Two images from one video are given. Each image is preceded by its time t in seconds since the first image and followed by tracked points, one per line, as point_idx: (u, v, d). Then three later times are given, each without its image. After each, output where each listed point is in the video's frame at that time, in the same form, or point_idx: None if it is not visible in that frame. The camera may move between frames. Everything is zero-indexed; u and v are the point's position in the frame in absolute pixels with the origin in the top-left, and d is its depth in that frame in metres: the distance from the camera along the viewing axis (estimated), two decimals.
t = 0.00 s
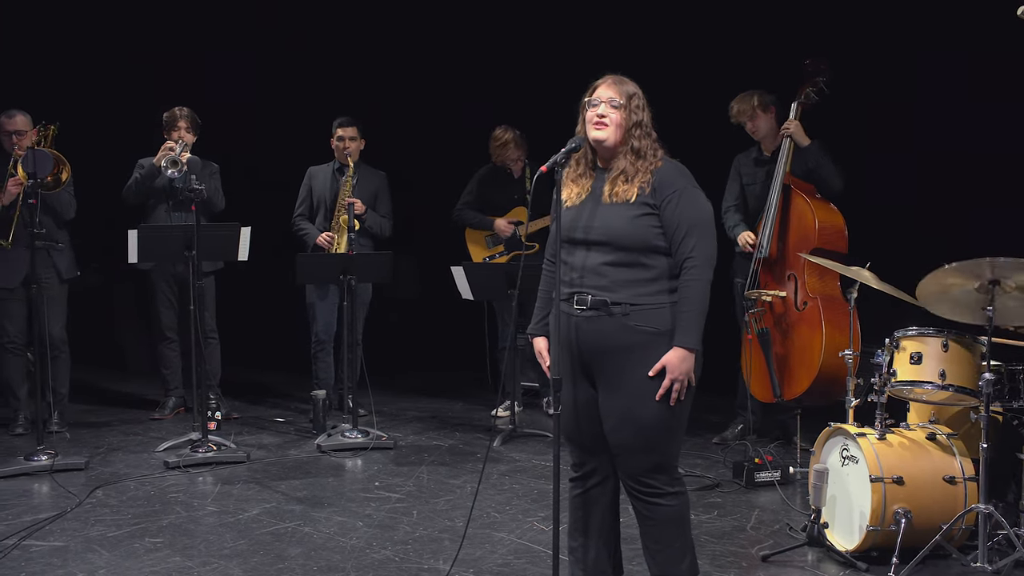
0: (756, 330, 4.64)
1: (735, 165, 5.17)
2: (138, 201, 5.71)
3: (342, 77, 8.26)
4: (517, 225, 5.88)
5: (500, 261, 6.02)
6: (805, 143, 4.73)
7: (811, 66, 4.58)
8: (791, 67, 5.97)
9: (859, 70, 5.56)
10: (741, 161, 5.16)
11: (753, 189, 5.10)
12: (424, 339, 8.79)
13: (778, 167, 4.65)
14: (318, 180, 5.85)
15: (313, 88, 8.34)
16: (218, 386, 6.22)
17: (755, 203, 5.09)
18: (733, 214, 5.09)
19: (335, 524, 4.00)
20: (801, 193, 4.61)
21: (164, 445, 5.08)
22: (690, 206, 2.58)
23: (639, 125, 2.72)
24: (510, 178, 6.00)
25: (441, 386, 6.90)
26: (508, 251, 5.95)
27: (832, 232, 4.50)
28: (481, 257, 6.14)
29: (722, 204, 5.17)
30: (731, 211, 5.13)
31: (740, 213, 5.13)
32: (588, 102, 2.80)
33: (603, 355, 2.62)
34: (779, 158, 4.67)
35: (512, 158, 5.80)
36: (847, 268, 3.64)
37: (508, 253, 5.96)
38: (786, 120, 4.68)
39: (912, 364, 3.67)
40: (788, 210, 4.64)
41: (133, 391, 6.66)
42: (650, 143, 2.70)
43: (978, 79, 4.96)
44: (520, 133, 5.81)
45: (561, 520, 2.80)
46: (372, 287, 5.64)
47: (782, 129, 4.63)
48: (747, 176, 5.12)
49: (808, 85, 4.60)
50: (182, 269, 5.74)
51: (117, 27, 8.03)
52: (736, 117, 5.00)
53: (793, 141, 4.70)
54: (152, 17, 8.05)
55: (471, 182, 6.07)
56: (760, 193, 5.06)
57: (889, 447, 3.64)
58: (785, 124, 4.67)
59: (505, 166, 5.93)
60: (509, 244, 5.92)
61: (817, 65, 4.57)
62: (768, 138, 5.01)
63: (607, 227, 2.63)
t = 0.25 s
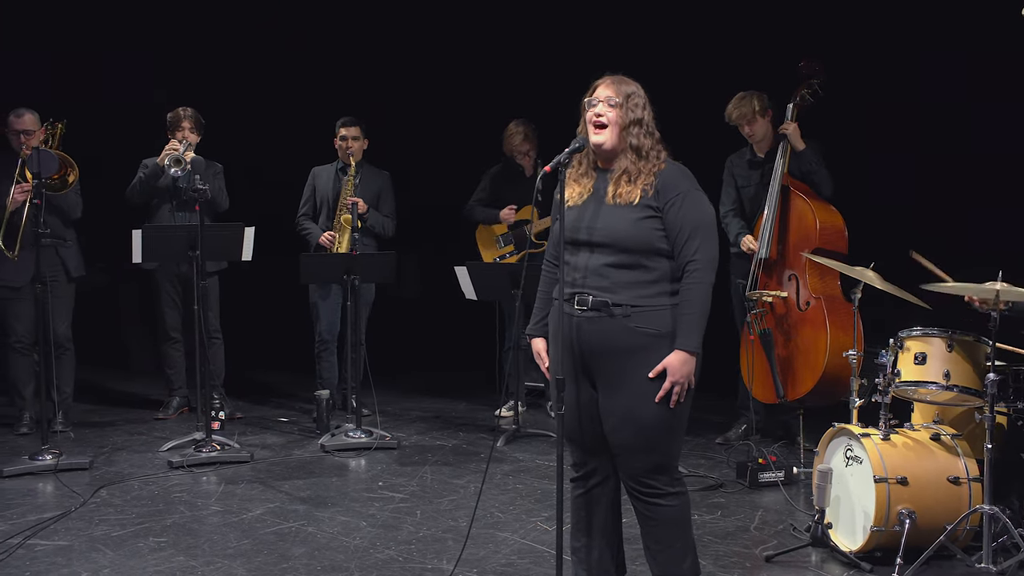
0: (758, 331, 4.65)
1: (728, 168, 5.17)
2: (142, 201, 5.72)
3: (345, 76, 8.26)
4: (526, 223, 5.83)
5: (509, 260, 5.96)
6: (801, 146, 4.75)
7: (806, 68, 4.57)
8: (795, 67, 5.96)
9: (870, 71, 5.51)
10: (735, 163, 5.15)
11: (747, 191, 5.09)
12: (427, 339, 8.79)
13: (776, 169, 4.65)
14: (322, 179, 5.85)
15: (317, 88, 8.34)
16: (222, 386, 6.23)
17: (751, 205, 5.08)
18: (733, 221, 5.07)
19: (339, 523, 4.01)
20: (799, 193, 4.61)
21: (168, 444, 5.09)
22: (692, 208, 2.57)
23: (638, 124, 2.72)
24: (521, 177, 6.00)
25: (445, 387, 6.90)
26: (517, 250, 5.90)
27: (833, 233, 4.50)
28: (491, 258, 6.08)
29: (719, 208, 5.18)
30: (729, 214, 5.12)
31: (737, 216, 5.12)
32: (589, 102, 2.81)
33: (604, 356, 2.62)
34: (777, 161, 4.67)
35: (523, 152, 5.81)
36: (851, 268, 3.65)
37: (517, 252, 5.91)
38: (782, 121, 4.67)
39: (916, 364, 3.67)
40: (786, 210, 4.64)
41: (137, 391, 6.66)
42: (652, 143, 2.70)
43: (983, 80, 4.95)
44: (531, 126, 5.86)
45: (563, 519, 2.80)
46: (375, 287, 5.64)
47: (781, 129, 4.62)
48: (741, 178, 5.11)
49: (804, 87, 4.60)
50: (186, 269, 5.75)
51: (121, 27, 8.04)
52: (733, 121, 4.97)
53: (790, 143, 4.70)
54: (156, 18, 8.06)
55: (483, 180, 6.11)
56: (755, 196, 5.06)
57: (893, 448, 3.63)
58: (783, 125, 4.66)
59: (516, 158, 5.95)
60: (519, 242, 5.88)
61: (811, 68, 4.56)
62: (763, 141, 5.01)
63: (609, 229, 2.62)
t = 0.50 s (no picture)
0: (760, 332, 4.65)
1: (725, 168, 5.16)
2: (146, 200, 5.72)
3: (348, 76, 8.26)
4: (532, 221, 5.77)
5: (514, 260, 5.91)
6: (805, 147, 4.72)
7: (804, 69, 4.54)
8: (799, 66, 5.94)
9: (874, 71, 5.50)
10: (731, 163, 5.14)
11: (745, 191, 5.08)
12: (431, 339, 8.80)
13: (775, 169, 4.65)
14: (324, 179, 5.86)
15: (320, 88, 8.34)
16: (226, 386, 6.23)
17: (748, 205, 5.08)
18: (729, 221, 5.04)
19: (342, 523, 4.01)
20: (799, 193, 4.61)
21: (172, 444, 5.09)
22: (694, 210, 2.57)
23: (642, 125, 2.72)
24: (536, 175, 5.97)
25: (448, 386, 6.90)
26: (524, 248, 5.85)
27: (833, 233, 4.49)
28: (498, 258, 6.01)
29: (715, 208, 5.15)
30: (725, 213, 5.09)
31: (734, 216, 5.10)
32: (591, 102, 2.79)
33: (605, 357, 2.61)
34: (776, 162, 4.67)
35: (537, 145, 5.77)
36: (855, 269, 3.65)
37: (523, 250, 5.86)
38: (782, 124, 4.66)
39: (920, 364, 3.66)
40: (786, 210, 4.63)
41: (140, 391, 6.67)
42: (654, 143, 2.70)
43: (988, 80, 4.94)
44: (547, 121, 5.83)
45: (565, 519, 2.80)
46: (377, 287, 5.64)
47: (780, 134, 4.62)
48: (739, 179, 5.10)
49: (801, 87, 4.58)
50: (190, 269, 5.75)
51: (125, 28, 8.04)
52: (734, 121, 4.96)
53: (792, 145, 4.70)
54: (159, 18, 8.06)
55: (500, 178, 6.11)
56: (752, 197, 5.05)
57: (896, 448, 3.63)
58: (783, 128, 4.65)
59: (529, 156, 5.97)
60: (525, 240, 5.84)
61: (808, 68, 4.53)
62: (761, 142, 4.99)
63: (611, 230, 2.62)
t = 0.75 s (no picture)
0: (767, 332, 4.61)
1: (728, 166, 5.12)
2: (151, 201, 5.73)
3: (353, 76, 8.28)
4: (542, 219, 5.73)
5: (524, 258, 5.90)
6: (812, 155, 4.74)
7: (809, 70, 4.51)
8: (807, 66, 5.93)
9: (880, 71, 5.50)
10: (734, 161, 5.12)
11: (749, 190, 5.07)
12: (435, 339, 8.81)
13: (781, 170, 4.64)
14: (326, 179, 5.86)
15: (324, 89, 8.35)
16: (231, 386, 6.24)
17: (752, 204, 5.07)
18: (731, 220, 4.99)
19: (347, 523, 4.01)
20: (806, 194, 4.60)
21: (177, 444, 5.10)
22: (697, 212, 2.57)
23: (647, 126, 2.72)
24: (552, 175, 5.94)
25: (452, 386, 6.90)
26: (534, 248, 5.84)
27: (840, 232, 4.49)
28: (513, 256, 6.01)
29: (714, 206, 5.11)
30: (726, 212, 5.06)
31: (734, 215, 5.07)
32: (594, 102, 2.78)
33: (607, 358, 2.61)
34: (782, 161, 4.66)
35: (558, 139, 5.73)
36: (861, 269, 3.64)
37: (532, 250, 5.83)
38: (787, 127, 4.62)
39: (925, 365, 3.65)
40: (793, 211, 4.62)
41: (146, 391, 6.68)
42: (659, 144, 2.70)
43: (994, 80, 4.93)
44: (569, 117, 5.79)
45: (569, 519, 2.80)
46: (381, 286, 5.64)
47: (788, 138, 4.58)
48: (742, 178, 5.08)
49: (806, 87, 4.56)
50: (196, 269, 5.76)
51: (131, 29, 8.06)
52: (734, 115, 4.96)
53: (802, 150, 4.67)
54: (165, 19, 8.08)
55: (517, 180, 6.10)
56: (756, 197, 5.05)
57: (902, 448, 3.62)
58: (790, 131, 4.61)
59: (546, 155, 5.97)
60: (534, 241, 5.80)
61: (813, 69, 4.51)
62: (762, 140, 4.99)
63: (615, 230, 2.62)
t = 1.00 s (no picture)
0: (771, 332, 4.60)
1: (734, 168, 5.13)
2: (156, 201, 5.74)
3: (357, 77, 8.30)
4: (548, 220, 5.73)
5: (529, 259, 5.93)
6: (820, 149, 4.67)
7: (814, 69, 4.55)
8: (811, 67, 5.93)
9: (884, 71, 5.50)
10: (740, 163, 5.12)
11: (754, 190, 5.07)
12: (438, 339, 8.81)
13: (786, 170, 4.61)
14: (328, 179, 5.86)
15: (328, 89, 8.36)
16: (234, 386, 6.24)
17: (759, 204, 5.07)
18: (737, 220, 5.00)
19: (351, 523, 4.02)
20: (811, 195, 4.59)
21: (181, 444, 5.10)
22: (700, 212, 2.57)
23: (649, 126, 2.70)
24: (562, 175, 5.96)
25: (456, 387, 6.90)
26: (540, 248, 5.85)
27: (845, 233, 4.49)
28: (520, 255, 6.05)
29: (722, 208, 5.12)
30: (732, 213, 5.07)
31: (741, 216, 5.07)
32: (596, 103, 2.77)
33: (610, 358, 2.61)
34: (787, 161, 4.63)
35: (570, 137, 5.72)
36: (865, 269, 3.64)
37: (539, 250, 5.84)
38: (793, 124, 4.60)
39: (929, 365, 3.65)
40: (798, 211, 4.61)
41: (150, 391, 6.68)
42: (661, 144, 2.69)
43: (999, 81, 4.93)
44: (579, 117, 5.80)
45: (573, 520, 2.80)
46: (384, 286, 5.65)
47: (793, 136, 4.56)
48: (747, 178, 5.09)
49: (812, 87, 4.54)
50: (200, 270, 5.77)
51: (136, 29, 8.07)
52: (740, 115, 4.95)
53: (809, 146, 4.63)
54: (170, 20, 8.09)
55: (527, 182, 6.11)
56: (763, 196, 5.04)
57: (906, 449, 3.61)
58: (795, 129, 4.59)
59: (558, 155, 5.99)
60: (540, 241, 5.79)
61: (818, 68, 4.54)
62: (768, 141, 4.99)
63: (618, 231, 2.62)
